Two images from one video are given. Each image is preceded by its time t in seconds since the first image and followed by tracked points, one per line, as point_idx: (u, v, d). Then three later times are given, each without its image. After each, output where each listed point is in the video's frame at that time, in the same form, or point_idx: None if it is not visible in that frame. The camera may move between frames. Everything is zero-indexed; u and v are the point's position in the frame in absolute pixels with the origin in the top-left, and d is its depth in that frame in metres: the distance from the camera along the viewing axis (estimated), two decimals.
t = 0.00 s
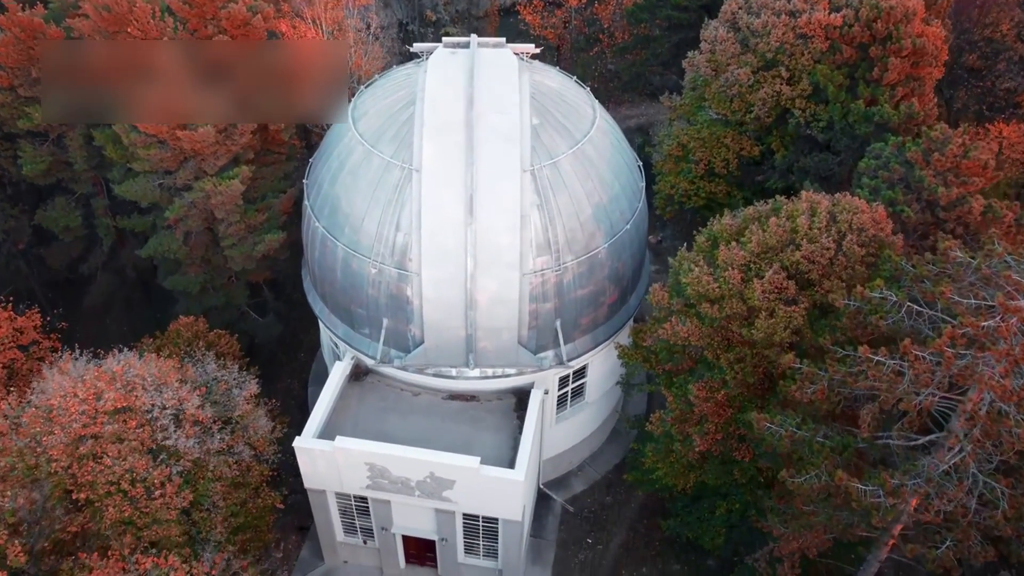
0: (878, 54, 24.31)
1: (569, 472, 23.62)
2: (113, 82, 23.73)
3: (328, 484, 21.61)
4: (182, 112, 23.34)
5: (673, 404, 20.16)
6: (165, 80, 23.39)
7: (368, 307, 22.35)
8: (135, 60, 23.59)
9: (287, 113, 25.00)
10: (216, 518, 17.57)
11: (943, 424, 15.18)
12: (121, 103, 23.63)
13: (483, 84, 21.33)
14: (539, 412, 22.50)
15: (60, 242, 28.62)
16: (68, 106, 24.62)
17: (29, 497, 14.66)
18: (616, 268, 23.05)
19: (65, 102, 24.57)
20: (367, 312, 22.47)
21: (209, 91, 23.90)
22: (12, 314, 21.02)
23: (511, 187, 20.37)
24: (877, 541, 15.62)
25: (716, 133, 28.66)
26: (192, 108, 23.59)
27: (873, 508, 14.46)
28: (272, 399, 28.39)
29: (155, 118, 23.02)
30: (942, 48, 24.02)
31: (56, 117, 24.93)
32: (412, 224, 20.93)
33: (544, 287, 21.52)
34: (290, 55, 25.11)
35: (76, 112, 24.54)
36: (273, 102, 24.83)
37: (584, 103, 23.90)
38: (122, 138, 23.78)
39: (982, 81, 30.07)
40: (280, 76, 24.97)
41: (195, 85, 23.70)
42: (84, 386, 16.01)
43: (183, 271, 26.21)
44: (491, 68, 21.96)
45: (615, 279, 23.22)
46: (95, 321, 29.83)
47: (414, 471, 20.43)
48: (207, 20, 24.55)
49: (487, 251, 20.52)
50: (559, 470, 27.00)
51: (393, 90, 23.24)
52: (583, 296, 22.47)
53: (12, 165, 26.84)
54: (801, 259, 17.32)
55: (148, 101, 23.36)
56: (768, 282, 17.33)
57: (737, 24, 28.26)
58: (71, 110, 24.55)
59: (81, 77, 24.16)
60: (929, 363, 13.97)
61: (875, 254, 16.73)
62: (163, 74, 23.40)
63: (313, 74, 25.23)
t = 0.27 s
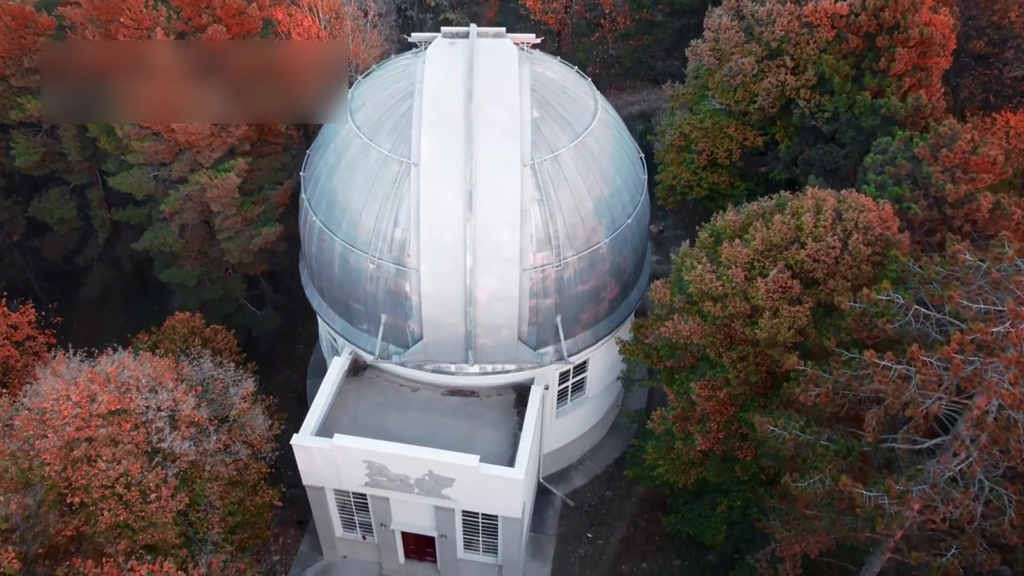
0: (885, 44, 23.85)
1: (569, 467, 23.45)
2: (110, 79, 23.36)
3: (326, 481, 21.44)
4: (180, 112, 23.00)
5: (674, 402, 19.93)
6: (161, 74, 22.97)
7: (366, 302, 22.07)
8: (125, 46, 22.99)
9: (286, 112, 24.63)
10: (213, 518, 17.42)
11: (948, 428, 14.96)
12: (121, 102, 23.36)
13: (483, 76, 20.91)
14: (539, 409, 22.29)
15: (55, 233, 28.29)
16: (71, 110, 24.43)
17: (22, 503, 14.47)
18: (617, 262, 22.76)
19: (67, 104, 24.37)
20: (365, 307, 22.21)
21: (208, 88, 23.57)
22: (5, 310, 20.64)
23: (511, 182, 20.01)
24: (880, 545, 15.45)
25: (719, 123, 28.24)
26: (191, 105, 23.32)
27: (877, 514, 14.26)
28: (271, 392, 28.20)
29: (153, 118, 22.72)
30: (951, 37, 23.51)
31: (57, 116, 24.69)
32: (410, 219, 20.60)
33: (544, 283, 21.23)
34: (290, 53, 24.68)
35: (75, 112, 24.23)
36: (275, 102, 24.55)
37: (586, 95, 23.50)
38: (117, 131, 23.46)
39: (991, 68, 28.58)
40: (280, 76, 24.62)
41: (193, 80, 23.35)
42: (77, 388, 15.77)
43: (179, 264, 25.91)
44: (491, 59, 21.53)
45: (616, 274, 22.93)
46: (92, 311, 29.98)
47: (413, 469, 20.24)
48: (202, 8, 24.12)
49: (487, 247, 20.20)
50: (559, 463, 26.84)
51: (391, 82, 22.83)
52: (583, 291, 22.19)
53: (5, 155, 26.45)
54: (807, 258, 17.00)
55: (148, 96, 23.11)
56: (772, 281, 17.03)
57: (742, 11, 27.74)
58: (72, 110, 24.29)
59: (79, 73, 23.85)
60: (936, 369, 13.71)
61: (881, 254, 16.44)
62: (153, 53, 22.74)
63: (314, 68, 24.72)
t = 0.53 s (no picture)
0: (892, 32, 23.37)
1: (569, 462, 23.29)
2: (106, 75, 23.17)
3: (325, 477, 21.29)
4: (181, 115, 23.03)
5: (675, 399, 19.69)
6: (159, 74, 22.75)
7: (364, 297, 21.79)
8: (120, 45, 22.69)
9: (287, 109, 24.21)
10: (210, 518, 17.25)
11: (954, 433, 14.76)
12: (116, 99, 23.15)
13: (483, 67, 20.46)
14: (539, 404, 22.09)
15: (49, 224, 27.95)
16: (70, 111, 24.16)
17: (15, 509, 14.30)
18: (618, 256, 22.45)
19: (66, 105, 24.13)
20: (363, 302, 21.94)
21: (202, 80, 23.33)
22: None
23: (511, 177, 19.65)
24: (883, 549, 15.32)
25: (722, 111, 27.80)
26: (185, 98, 23.11)
27: (881, 521, 14.09)
28: (269, 384, 28.02)
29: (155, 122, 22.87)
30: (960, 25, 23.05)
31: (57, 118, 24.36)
32: (408, 214, 20.25)
33: (545, 278, 20.94)
34: (287, 46, 24.17)
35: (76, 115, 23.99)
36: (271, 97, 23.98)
37: (587, 85, 23.07)
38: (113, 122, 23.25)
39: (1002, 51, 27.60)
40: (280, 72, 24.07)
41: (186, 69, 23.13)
42: (70, 390, 15.55)
43: (175, 256, 25.61)
44: (490, 49, 21.06)
45: (617, 268, 22.64)
46: (89, 301, 30.12)
47: (412, 466, 20.08)
48: None
49: (487, 242, 19.88)
50: (559, 456, 26.70)
51: (389, 72, 22.37)
52: (584, 286, 21.91)
53: None
54: (812, 257, 16.70)
55: (144, 96, 22.92)
56: (776, 280, 16.74)
57: None
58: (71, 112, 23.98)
59: (75, 72, 23.63)
60: (944, 376, 13.47)
61: (887, 254, 16.14)
62: (148, 48, 22.50)
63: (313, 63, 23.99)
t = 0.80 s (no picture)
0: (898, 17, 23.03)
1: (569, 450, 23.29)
2: (106, 74, 23.20)
3: (325, 466, 21.29)
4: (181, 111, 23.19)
5: (676, 390, 19.59)
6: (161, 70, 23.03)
7: (363, 286, 21.66)
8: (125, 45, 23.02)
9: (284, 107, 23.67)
10: (210, 510, 17.24)
11: (956, 428, 14.68)
12: (117, 98, 23.16)
13: (483, 53, 20.13)
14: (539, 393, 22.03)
15: (46, 210, 27.76)
16: (70, 111, 23.79)
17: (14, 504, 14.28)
18: (620, 245, 22.29)
19: (66, 105, 23.76)
20: (363, 291, 21.82)
21: (200, 72, 23.37)
22: None
23: (511, 166, 19.42)
24: (883, 542, 15.33)
25: (724, 96, 27.49)
26: (185, 94, 23.17)
27: (882, 516, 14.05)
28: (269, 370, 27.99)
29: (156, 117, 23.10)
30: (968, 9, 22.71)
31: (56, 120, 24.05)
32: (407, 203, 20.05)
33: (545, 268, 20.79)
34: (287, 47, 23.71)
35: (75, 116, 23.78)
36: (269, 89, 23.46)
37: (588, 72, 22.76)
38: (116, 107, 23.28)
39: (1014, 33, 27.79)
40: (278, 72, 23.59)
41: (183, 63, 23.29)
42: (68, 385, 15.48)
43: (174, 244, 25.46)
44: (491, 35, 20.72)
45: (618, 257, 22.48)
46: (87, 288, 30.05)
47: (412, 456, 20.05)
48: None
49: (487, 232, 19.69)
50: (559, 443, 26.72)
51: (387, 58, 22.06)
52: (585, 275, 21.76)
53: None
54: (815, 250, 16.53)
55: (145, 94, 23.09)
56: (779, 273, 16.58)
57: None
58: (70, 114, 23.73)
59: (77, 73, 23.52)
60: (948, 373, 13.36)
61: (891, 248, 15.98)
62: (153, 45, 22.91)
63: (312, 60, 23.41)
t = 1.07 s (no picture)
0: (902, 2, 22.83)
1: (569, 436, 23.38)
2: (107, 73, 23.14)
3: (325, 453, 21.37)
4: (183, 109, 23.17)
5: (676, 377, 19.61)
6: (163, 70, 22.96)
7: (363, 274, 21.64)
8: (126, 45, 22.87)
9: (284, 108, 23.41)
10: (212, 498, 17.32)
11: (954, 418, 14.72)
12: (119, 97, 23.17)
13: (482, 40, 19.96)
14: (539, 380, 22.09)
15: (44, 196, 27.65)
16: (70, 106, 23.61)
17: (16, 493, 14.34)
18: (620, 232, 22.24)
19: (66, 100, 23.61)
20: (362, 279, 21.80)
21: (201, 71, 23.24)
22: None
23: (511, 154, 19.32)
24: (881, 530, 15.43)
25: (726, 81, 27.33)
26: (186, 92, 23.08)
27: (880, 506, 14.12)
28: (269, 356, 28.04)
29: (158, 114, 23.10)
30: None
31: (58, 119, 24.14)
32: (407, 192, 19.99)
33: (545, 255, 20.76)
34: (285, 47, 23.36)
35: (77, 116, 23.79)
36: (267, 88, 23.16)
37: (589, 58, 22.59)
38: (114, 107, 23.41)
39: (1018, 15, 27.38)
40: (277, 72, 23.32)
41: (183, 54, 23.08)
42: (69, 374, 15.54)
43: (172, 230, 25.40)
44: (490, 22, 20.53)
45: (618, 244, 22.45)
46: (86, 275, 30.02)
47: (412, 444, 20.12)
48: None
49: (486, 220, 19.63)
50: (559, 428, 26.82)
51: (386, 44, 21.88)
52: (585, 263, 21.73)
53: None
54: (816, 239, 16.49)
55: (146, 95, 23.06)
56: (779, 262, 16.54)
57: None
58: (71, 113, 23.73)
59: (78, 72, 23.49)
60: (947, 365, 13.37)
61: (891, 237, 15.95)
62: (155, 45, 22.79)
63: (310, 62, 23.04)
